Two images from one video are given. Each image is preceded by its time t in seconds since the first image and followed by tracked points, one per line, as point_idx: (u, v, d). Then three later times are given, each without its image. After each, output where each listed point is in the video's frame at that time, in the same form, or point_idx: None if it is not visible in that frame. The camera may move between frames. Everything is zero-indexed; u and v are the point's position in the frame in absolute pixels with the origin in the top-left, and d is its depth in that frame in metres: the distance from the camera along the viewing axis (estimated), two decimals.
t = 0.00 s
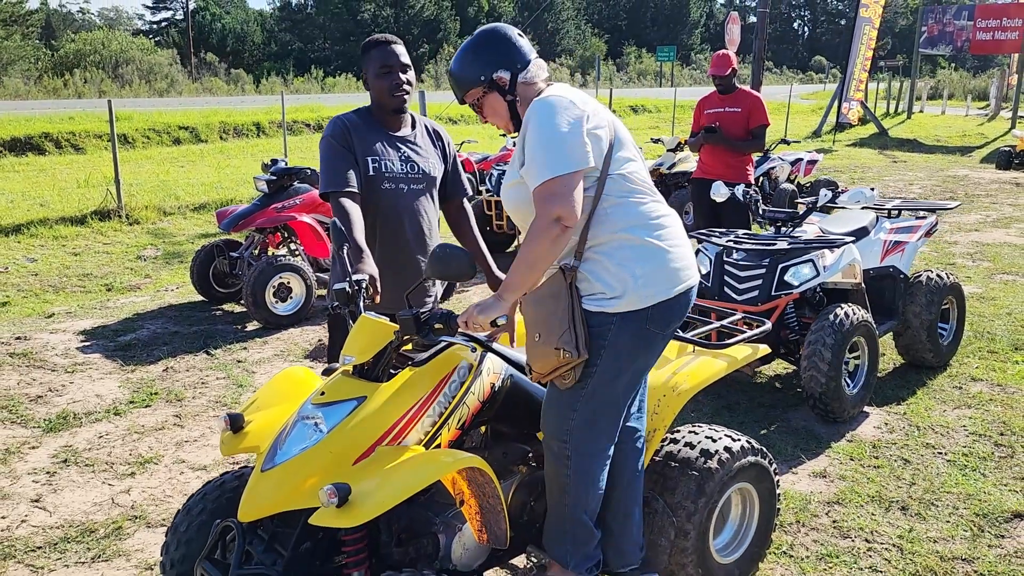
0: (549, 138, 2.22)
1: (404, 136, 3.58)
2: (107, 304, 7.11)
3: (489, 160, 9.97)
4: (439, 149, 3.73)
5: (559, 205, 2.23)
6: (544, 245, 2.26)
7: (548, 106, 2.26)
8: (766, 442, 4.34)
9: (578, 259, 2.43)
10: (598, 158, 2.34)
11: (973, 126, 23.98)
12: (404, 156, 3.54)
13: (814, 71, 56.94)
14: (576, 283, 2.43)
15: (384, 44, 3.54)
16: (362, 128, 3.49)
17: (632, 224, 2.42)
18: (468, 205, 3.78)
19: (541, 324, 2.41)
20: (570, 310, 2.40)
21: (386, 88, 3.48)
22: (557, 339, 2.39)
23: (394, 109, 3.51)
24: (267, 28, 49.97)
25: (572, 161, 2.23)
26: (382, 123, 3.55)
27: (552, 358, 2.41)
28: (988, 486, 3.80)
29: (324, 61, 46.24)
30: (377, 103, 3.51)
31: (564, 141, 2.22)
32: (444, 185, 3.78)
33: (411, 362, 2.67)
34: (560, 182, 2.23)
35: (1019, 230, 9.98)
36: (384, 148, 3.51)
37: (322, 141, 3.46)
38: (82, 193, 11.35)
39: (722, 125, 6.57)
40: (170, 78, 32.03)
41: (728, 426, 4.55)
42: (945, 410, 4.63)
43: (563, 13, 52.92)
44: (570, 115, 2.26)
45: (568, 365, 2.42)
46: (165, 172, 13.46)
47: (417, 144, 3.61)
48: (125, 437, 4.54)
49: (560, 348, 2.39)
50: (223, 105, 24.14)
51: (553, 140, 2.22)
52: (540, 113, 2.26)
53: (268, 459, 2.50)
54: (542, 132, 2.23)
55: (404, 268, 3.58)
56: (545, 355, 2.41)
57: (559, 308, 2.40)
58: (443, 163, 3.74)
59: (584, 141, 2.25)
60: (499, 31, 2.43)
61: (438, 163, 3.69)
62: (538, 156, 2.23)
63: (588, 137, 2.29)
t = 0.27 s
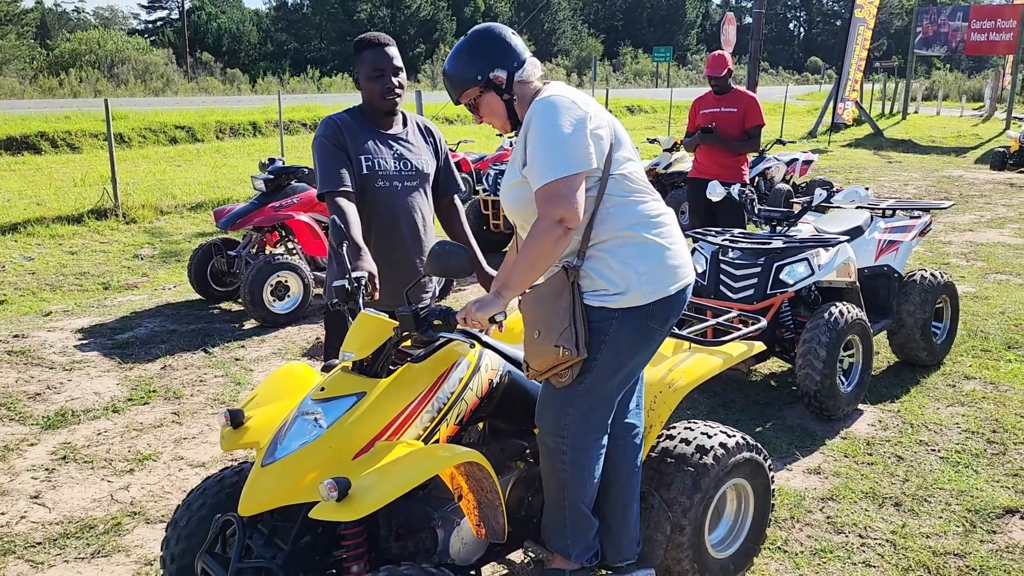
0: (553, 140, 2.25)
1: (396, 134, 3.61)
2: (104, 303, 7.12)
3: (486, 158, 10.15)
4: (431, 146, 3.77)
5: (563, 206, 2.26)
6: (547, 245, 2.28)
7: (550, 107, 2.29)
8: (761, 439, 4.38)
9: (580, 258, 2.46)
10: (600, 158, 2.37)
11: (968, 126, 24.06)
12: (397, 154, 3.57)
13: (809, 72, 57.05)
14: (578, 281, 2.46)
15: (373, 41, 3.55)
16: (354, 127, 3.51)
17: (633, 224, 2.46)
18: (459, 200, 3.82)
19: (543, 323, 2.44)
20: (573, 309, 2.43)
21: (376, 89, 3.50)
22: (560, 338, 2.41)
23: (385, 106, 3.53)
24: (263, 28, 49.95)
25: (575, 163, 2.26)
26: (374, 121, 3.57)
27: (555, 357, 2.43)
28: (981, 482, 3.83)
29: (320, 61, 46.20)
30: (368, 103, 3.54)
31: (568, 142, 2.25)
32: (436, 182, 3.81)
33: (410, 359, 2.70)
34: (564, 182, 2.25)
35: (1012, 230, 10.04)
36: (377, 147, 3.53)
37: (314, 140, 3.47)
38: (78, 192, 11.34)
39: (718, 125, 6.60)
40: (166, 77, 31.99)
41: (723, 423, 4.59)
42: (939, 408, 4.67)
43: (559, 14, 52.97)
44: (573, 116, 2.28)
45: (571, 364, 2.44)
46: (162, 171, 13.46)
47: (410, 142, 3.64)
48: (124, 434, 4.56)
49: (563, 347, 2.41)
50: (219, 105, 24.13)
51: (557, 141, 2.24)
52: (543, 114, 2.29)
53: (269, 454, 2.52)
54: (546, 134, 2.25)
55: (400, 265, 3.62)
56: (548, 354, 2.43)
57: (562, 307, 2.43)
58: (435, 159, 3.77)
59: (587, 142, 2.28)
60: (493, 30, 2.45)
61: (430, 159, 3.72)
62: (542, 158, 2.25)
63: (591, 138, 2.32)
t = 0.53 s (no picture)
0: (552, 143, 2.26)
1: (390, 136, 3.63)
2: (101, 303, 7.12)
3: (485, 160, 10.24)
4: (426, 147, 3.78)
5: (562, 209, 2.27)
6: (546, 248, 2.30)
7: (549, 111, 2.30)
8: (757, 439, 4.40)
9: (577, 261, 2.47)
10: (598, 161, 2.39)
11: (963, 128, 24.12)
12: (392, 155, 3.58)
13: (805, 73, 57.14)
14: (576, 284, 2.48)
15: (367, 43, 3.57)
16: (349, 129, 3.53)
17: (630, 226, 2.48)
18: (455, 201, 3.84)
19: (542, 325, 2.45)
20: (571, 312, 2.45)
21: (370, 91, 3.52)
22: (559, 341, 2.43)
23: (378, 108, 3.55)
24: (260, 28, 49.91)
25: (572, 166, 2.27)
26: (368, 123, 3.59)
27: (554, 360, 2.44)
28: (976, 482, 3.86)
29: (316, 61, 46.14)
30: (363, 105, 3.55)
31: (567, 146, 2.27)
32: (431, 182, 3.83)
33: (409, 359, 2.72)
34: (563, 185, 2.27)
35: (1007, 231, 10.08)
36: (371, 149, 3.54)
37: (309, 143, 3.49)
38: (75, 193, 11.34)
39: (713, 127, 6.62)
40: (162, 78, 31.98)
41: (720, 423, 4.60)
42: (934, 408, 4.70)
43: (556, 15, 53.00)
44: (571, 119, 2.30)
45: (569, 367, 2.46)
46: (159, 172, 13.45)
47: (405, 143, 3.66)
48: (122, 434, 4.56)
49: (562, 350, 2.43)
50: (216, 105, 24.11)
51: (556, 145, 2.26)
52: (541, 116, 2.30)
53: (268, 454, 2.54)
54: (545, 137, 2.27)
55: (396, 267, 3.63)
56: (545, 357, 2.44)
57: (559, 310, 2.44)
58: (431, 160, 3.79)
59: (585, 146, 2.30)
60: (489, 32, 2.46)
61: (425, 160, 3.73)
62: (541, 160, 2.27)
63: (589, 141, 2.34)
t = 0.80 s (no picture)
0: (550, 144, 2.26)
1: (387, 138, 3.63)
2: (100, 305, 7.12)
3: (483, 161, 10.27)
4: (424, 149, 3.79)
5: (560, 211, 2.27)
6: (544, 249, 2.30)
7: (547, 111, 2.30)
8: (755, 441, 4.40)
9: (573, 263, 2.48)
10: (595, 163, 2.40)
11: (962, 130, 24.15)
12: (388, 157, 3.59)
13: (804, 75, 57.16)
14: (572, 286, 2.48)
15: (363, 44, 3.57)
16: (345, 131, 3.54)
17: (625, 230, 2.48)
18: (451, 203, 3.84)
19: (538, 328, 2.45)
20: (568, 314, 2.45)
21: (367, 93, 3.53)
22: (556, 344, 2.43)
23: (374, 110, 3.56)
24: (259, 30, 49.93)
25: (570, 168, 2.28)
26: (364, 125, 3.60)
27: (551, 363, 2.44)
28: (973, 484, 3.86)
29: (315, 63, 46.13)
30: (360, 106, 3.56)
31: (564, 147, 2.27)
32: (428, 185, 3.84)
33: (407, 361, 2.72)
34: (561, 187, 2.27)
35: (1005, 233, 10.09)
36: (368, 151, 3.55)
37: (306, 145, 3.50)
38: (73, 194, 11.34)
39: (711, 129, 6.64)
40: (161, 80, 31.98)
41: (719, 425, 4.61)
42: (932, 410, 4.71)
43: (554, 17, 53.06)
44: (569, 119, 2.30)
45: (566, 370, 2.46)
46: (157, 174, 13.45)
47: (401, 145, 3.66)
48: (120, 436, 4.56)
49: (559, 354, 2.43)
50: (215, 107, 24.12)
51: (554, 146, 2.27)
52: (539, 117, 2.30)
53: (267, 456, 2.54)
54: (543, 138, 2.27)
55: (392, 270, 3.63)
56: (542, 360, 2.45)
57: (556, 313, 2.45)
58: (428, 162, 3.80)
59: (583, 148, 2.30)
60: (490, 28, 2.46)
61: (422, 162, 3.73)
62: (539, 161, 2.27)
63: (587, 142, 2.34)
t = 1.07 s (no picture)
0: (549, 148, 2.27)
1: (385, 141, 3.64)
2: (99, 307, 7.12)
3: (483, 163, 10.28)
4: (422, 151, 3.80)
5: (559, 215, 2.28)
6: (544, 254, 2.30)
7: (545, 114, 2.31)
8: (755, 443, 4.40)
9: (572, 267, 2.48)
10: (593, 166, 2.40)
11: (960, 132, 24.17)
12: (386, 160, 3.60)
13: (803, 77, 57.19)
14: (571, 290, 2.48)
15: (361, 46, 3.58)
16: (343, 133, 3.54)
17: (623, 233, 2.49)
18: (450, 206, 3.86)
19: (539, 332, 2.45)
20: (569, 319, 2.45)
21: (365, 95, 3.53)
22: (558, 349, 2.43)
23: (371, 112, 3.56)
24: (259, 32, 49.96)
25: (569, 171, 2.28)
26: (362, 128, 3.61)
27: (552, 367, 2.45)
28: (973, 486, 3.86)
29: (314, 64, 46.13)
30: (358, 109, 3.57)
31: (564, 150, 2.28)
32: (426, 187, 3.85)
33: (406, 363, 2.72)
34: (561, 191, 2.28)
35: (1004, 235, 10.11)
36: (366, 154, 3.55)
37: (303, 147, 3.50)
38: (73, 197, 11.33)
39: (710, 132, 6.64)
40: (160, 82, 32.00)
41: (719, 428, 4.61)
42: (931, 412, 4.71)
43: (554, 19, 53.08)
44: (568, 123, 2.30)
45: (568, 374, 2.46)
46: (157, 176, 13.46)
47: (399, 147, 3.67)
48: (120, 438, 4.56)
49: (561, 358, 2.43)
50: (214, 109, 24.13)
51: (554, 150, 2.27)
52: (537, 120, 2.31)
53: (266, 458, 2.54)
54: (543, 141, 2.27)
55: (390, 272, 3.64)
56: (545, 364, 2.45)
57: (558, 317, 2.44)
58: (426, 165, 3.81)
59: (582, 151, 2.31)
60: (488, 30, 2.46)
61: (420, 165, 3.74)
62: (539, 165, 2.27)
63: (585, 146, 2.35)
